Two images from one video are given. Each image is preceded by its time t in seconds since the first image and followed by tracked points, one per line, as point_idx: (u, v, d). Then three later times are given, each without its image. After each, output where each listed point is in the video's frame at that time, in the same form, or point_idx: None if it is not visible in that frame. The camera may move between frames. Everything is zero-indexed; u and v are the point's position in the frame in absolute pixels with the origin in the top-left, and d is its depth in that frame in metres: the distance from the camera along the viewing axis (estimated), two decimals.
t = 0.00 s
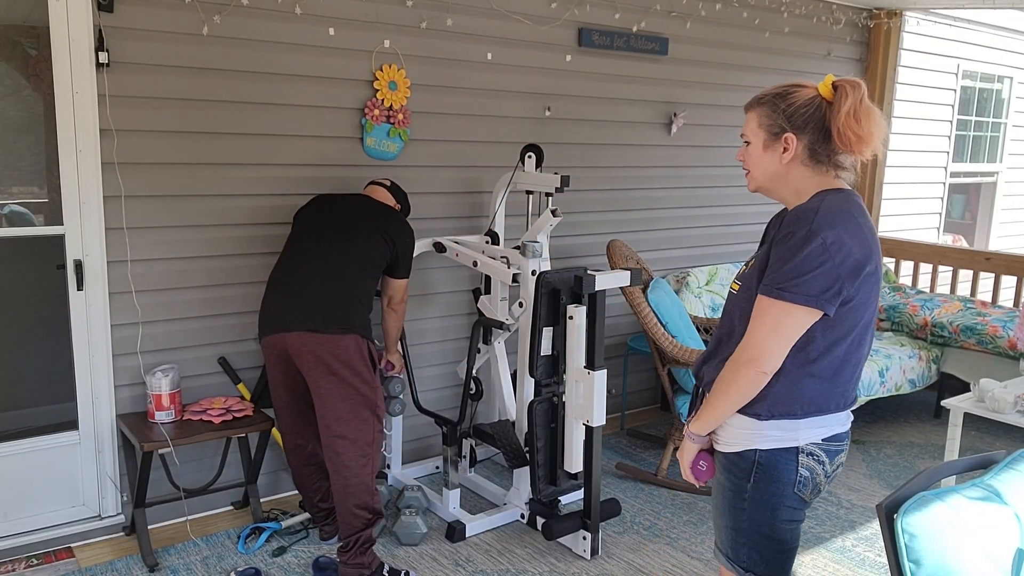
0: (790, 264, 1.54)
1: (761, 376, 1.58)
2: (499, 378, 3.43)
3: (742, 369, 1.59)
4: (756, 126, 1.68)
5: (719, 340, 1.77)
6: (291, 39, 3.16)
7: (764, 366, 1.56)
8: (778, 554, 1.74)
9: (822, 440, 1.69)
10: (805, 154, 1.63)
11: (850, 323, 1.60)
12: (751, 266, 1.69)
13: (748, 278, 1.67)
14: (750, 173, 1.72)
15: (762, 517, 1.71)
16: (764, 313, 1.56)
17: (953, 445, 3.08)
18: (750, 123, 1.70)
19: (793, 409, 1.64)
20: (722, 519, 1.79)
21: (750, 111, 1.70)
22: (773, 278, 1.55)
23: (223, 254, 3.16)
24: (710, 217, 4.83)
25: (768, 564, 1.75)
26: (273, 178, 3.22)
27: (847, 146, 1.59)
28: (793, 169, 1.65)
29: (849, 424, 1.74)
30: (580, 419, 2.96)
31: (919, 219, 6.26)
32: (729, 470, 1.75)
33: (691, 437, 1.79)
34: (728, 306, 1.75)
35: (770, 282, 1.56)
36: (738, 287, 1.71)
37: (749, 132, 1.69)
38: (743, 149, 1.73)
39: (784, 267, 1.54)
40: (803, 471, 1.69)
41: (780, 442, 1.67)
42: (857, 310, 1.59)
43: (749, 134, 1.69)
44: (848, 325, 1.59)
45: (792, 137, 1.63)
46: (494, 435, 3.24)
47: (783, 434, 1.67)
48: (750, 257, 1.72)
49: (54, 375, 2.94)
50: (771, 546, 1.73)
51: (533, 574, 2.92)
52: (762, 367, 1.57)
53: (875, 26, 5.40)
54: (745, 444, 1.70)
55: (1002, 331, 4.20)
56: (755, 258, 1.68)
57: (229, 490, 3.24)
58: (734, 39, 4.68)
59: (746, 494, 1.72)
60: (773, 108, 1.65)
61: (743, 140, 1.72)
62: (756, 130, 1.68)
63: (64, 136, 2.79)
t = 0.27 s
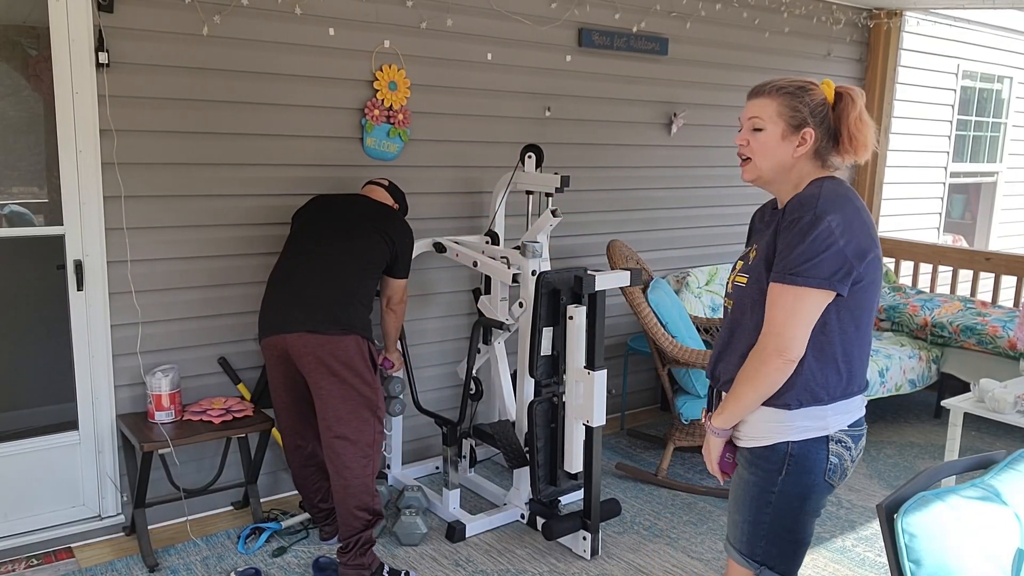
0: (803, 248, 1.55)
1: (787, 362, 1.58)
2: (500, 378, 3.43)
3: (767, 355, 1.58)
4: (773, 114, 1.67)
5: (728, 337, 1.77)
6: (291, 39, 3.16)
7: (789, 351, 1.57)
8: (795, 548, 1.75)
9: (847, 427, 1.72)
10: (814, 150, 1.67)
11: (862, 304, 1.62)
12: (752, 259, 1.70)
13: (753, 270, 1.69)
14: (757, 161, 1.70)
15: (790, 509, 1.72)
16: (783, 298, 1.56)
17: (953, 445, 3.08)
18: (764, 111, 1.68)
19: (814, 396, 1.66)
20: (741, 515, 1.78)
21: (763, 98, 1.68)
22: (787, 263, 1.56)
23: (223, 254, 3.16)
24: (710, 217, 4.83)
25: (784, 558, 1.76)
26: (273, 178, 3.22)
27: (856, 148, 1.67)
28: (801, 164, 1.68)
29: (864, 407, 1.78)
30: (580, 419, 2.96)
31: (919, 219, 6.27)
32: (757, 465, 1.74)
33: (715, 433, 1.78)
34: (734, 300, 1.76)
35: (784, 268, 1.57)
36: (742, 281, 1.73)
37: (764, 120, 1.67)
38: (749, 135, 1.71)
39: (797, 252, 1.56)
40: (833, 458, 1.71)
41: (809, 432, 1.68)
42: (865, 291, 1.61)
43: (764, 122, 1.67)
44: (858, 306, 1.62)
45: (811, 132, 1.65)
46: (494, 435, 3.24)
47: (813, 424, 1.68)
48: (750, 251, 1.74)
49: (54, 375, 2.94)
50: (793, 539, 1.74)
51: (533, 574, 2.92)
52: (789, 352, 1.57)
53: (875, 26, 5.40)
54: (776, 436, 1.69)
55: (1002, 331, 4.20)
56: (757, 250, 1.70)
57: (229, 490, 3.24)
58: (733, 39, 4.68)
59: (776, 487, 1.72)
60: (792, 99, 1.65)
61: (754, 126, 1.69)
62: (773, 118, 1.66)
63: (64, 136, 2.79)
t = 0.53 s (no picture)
0: (842, 253, 1.46)
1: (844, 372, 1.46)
2: (500, 378, 3.43)
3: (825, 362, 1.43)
4: (792, 115, 1.63)
5: (738, 352, 1.64)
6: (291, 40, 3.16)
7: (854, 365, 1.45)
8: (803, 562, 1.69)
9: (849, 432, 1.68)
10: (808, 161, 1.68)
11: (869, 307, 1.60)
12: (760, 268, 1.59)
13: (767, 280, 1.58)
14: (774, 164, 1.62)
15: (805, 524, 1.65)
16: (832, 305, 1.45)
17: (953, 445, 3.08)
18: (784, 112, 1.62)
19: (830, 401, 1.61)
20: (750, 533, 1.69)
21: (781, 100, 1.63)
22: (830, 270, 1.46)
23: (223, 254, 3.16)
24: (710, 216, 4.84)
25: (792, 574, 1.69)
26: (273, 178, 3.22)
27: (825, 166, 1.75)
28: (800, 170, 1.65)
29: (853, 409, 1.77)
30: (579, 419, 2.95)
31: (918, 219, 6.27)
32: (771, 481, 1.65)
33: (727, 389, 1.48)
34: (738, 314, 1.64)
35: (827, 275, 1.46)
36: (748, 291, 1.61)
37: (785, 121, 1.62)
38: (768, 135, 1.62)
39: (836, 258, 1.46)
40: (841, 466, 1.67)
41: (821, 441, 1.62)
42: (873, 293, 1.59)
43: (786, 123, 1.62)
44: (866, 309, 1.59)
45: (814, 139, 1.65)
46: (494, 435, 3.24)
47: (824, 433, 1.62)
48: (749, 260, 1.63)
49: (54, 375, 2.94)
50: (801, 553, 1.68)
51: (533, 574, 2.92)
52: (854, 358, 1.44)
53: (875, 26, 5.40)
54: (788, 450, 1.62)
55: (1002, 331, 4.19)
56: (766, 259, 1.59)
57: (229, 490, 3.24)
58: (733, 40, 4.68)
59: (791, 502, 1.64)
60: (807, 105, 1.64)
61: (775, 126, 1.62)
62: (793, 120, 1.62)
63: (64, 136, 2.79)
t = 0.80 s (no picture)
0: (848, 240, 1.37)
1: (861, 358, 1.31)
2: (500, 378, 3.43)
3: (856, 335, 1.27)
4: (762, 119, 1.53)
5: (750, 379, 1.47)
6: (291, 40, 3.16)
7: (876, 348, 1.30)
8: None
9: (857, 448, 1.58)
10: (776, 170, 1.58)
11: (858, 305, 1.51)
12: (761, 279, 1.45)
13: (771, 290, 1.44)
14: (748, 171, 1.51)
15: (823, 553, 1.53)
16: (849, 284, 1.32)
17: (953, 445, 3.08)
18: (754, 116, 1.52)
19: (853, 408, 1.48)
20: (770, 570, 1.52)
21: (750, 104, 1.53)
22: (840, 256, 1.34)
23: (223, 254, 3.16)
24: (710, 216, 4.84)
25: None
26: (273, 178, 3.22)
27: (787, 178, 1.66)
28: (769, 177, 1.54)
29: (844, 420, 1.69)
30: (580, 420, 2.96)
31: (918, 219, 6.27)
32: (795, 514, 1.49)
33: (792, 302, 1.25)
34: (742, 336, 1.47)
35: (838, 262, 1.34)
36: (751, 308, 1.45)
37: (756, 126, 1.52)
38: (739, 141, 1.51)
39: (844, 245, 1.35)
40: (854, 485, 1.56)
41: (841, 464, 1.50)
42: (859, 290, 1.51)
43: (757, 128, 1.52)
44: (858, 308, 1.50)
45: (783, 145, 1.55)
46: (494, 434, 3.25)
47: (843, 454, 1.50)
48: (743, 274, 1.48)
49: (54, 375, 2.94)
50: None
51: (533, 574, 2.92)
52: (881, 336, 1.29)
53: (875, 26, 5.40)
54: (813, 477, 1.47)
55: (1003, 331, 4.19)
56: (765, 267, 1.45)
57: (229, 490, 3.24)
58: (734, 40, 4.68)
59: (815, 532, 1.50)
60: (776, 109, 1.55)
61: (747, 131, 1.51)
62: (764, 125, 1.52)
63: (64, 136, 2.79)
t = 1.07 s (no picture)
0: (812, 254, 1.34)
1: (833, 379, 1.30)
2: (499, 378, 3.43)
3: (829, 355, 1.27)
4: (705, 124, 1.47)
5: (731, 401, 1.43)
6: (291, 40, 3.16)
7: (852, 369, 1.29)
8: None
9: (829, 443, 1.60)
10: (723, 172, 1.53)
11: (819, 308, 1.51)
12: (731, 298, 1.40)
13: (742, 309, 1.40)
14: (693, 179, 1.46)
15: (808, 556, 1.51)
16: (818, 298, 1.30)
17: (953, 445, 3.08)
18: (697, 121, 1.46)
19: (827, 411, 1.48)
20: None
21: (691, 108, 1.47)
22: (805, 272, 1.32)
23: (223, 254, 3.16)
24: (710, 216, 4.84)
25: None
26: (273, 178, 3.22)
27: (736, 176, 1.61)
28: (714, 183, 1.49)
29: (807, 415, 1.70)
30: (580, 420, 2.94)
31: (918, 219, 6.27)
32: (784, 526, 1.46)
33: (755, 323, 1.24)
34: (718, 359, 1.43)
35: (804, 279, 1.32)
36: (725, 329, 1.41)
37: (699, 131, 1.46)
38: (683, 148, 1.46)
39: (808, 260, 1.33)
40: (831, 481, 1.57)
41: (822, 466, 1.49)
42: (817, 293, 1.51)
43: (699, 133, 1.46)
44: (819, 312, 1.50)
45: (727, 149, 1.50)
46: (494, 434, 3.24)
47: (822, 456, 1.50)
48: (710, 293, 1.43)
49: (54, 375, 2.94)
50: None
51: (532, 574, 2.91)
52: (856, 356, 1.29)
53: (875, 26, 5.40)
54: (799, 484, 1.46)
55: (1002, 331, 4.18)
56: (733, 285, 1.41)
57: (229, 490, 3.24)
58: (733, 39, 4.68)
59: (803, 539, 1.48)
60: (718, 111, 1.49)
61: (689, 138, 1.46)
62: (707, 130, 1.47)
63: (64, 136, 2.79)
